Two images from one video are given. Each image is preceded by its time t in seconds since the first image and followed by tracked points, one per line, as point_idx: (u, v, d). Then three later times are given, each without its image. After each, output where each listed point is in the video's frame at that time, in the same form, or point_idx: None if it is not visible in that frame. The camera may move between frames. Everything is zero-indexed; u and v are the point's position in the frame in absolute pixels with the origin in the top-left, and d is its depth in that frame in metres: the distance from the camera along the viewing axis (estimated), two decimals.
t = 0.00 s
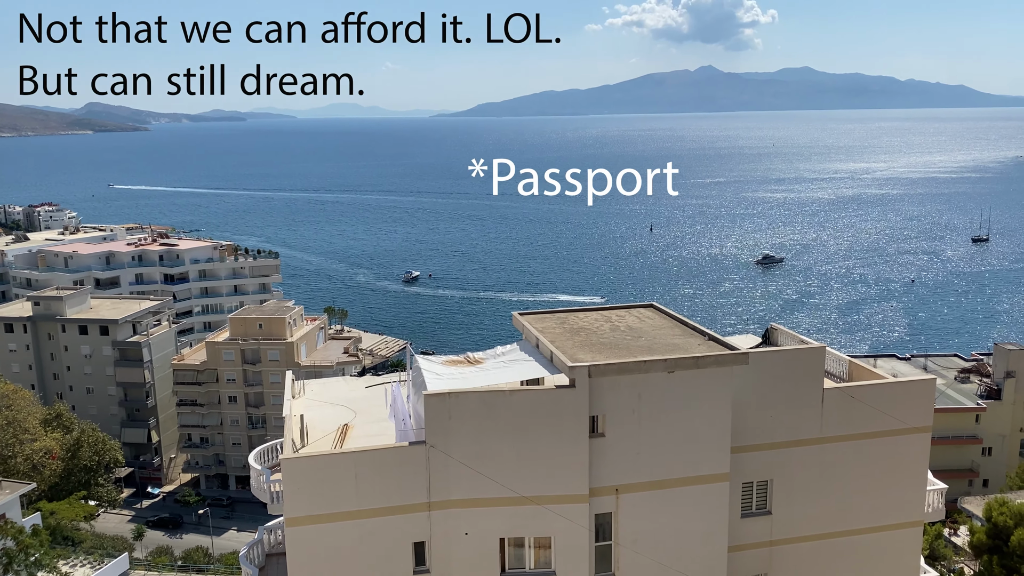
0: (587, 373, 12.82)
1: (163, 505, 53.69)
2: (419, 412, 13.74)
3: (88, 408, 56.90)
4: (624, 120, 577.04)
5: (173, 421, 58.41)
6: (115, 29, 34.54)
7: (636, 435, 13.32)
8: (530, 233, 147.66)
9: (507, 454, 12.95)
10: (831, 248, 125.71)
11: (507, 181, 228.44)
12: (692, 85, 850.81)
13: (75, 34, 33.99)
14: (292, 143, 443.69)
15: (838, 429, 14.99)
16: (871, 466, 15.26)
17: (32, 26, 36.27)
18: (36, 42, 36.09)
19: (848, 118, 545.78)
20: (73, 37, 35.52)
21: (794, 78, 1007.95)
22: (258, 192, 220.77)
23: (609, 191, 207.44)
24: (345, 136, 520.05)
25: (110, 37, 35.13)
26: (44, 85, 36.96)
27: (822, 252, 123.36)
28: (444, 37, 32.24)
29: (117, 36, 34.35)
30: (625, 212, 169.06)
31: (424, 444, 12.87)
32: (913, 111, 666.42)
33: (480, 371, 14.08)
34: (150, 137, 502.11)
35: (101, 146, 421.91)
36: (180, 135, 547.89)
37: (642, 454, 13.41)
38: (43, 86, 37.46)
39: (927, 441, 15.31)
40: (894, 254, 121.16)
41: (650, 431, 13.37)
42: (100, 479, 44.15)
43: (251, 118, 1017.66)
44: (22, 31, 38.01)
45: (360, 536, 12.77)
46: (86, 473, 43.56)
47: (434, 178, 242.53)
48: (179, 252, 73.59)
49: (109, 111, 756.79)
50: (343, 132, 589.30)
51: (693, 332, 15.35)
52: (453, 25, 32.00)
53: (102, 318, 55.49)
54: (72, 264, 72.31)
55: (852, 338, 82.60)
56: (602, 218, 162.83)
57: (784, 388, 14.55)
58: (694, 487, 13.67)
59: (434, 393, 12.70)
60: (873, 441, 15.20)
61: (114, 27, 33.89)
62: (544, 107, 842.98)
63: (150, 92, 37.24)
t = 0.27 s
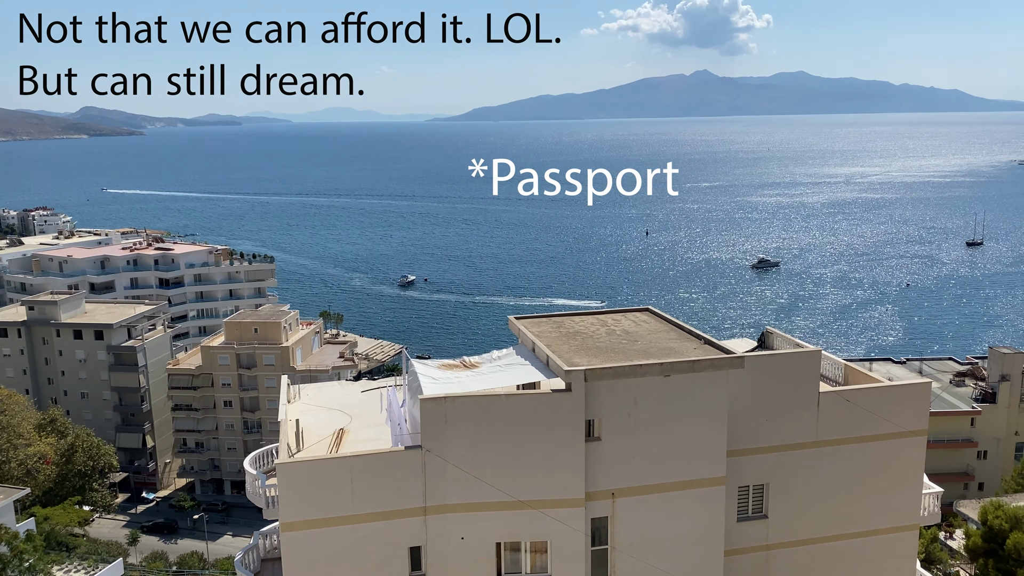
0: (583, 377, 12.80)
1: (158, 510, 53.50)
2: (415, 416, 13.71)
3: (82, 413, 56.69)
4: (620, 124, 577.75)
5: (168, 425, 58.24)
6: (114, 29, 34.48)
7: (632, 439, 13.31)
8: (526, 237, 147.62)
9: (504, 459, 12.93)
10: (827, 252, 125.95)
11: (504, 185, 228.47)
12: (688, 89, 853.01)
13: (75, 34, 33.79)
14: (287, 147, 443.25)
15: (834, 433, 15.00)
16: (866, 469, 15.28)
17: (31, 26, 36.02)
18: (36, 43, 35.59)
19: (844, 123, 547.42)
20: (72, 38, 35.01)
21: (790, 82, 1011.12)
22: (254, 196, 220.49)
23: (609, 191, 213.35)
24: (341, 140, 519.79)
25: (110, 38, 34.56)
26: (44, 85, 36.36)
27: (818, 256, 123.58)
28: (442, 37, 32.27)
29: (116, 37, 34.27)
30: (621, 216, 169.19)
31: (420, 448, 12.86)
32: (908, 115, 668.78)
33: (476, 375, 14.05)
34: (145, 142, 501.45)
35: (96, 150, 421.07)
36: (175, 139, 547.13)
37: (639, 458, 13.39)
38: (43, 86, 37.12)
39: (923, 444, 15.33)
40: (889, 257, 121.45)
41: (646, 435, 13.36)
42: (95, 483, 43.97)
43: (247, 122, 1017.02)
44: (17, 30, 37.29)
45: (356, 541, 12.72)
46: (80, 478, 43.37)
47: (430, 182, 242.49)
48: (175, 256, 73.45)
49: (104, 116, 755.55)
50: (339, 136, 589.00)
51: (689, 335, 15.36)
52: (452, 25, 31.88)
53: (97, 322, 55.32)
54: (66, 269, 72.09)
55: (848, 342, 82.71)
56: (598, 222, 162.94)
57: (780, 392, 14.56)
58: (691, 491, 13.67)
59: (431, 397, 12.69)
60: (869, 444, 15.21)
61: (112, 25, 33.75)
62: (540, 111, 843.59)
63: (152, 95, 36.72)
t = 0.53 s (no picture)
0: (578, 379, 12.80)
1: (153, 512, 53.35)
2: (411, 418, 13.69)
3: (77, 415, 56.52)
4: (616, 126, 578.13)
5: (163, 427, 58.11)
6: (114, 29, 34.43)
7: (627, 440, 13.32)
8: (522, 238, 147.68)
9: (499, 460, 12.91)
10: (822, 254, 126.24)
11: (500, 186, 228.53)
12: (683, 91, 854.37)
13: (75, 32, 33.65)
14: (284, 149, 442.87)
15: (830, 435, 15.01)
16: (861, 470, 15.28)
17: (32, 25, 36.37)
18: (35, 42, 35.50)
19: (839, 125, 548.93)
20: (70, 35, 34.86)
21: (785, 84, 1013.75)
22: (249, 198, 220.24)
23: (609, 191, 216.91)
24: (337, 141, 519.40)
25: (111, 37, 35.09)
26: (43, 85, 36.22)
27: (813, 258, 123.87)
28: (441, 38, 32.33)
29: (115, 36, 34.23)
30: (618, 218, 169.40)
31: (415, 450, 12.83)
32: (902, 118, 670.88)
33: (471, 377, 14.05)
34: (141, 143, 500.45)
35: (92, 151, 420.28)
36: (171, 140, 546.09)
37: (634, 459, 13.39)
38: (43, 86, 37.11)
39: (917, 445, 15.35)
40: (885, 259, 121.80)
41: (642, 435, 13.36)
42: (89, 485, 43.85)
43: (243, 123, 1015.95)
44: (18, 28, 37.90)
45: (351, 544, 12.68)
46: (75, 480, 43.24)
47: (427, 183, 242.54)
48: (170, 258, 73.36)
49: (100, 116, 753.84)
50: (335, 138, 588.66)
51: (684, 337, 15.38)
52: (451, 25, 31.85)
53: (92, 323, 55.18)
54: (61, 270, 71.95)
55: (843, 344, 82.87)
56: (594, 223, 163.11)
57: (775, 393, 14.58)
58: (687, 493, 13.67)
59: (426, 399, 12.68)
60: (864, 445, 15.23)
61: (112, 24, 33.83)
62: (536, 113, 844.12)
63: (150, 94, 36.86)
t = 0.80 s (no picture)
0: (575, 378, 12.82)
1: (150, 511, 53.26)
2: (408, 417, 13.70)
3: (73, 413, 56.43)
4: (613, 126, 578.21)
5: (160, 426, 58.01)
6: (113, 29, 34.53)
7: (625, 439, 13.33)
8: (520, 238, 147.70)
9: (496, 459, 12.93)
10: (819, 254, 126.44)
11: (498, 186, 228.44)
12: (681, 91, 854.96)
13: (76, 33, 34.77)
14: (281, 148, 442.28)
15: (826, 434, 15.05)
16: (858, 470, 15.32)
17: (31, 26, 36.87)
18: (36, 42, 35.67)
19: (836, 125, 549.57)
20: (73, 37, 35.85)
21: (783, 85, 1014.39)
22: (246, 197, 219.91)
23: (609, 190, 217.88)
24: (334, 141, 518.62)
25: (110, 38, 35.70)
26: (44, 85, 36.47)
27: (810, 258, 124.07)
28: (440, 38, 32.38)
29: (114, 37, 34.31)
30: (615, 218, 169.51)
31: (412, 449, 12.84)
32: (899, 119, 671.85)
33: (469, 376, 14.08)
34: (138, 142, 499.69)
35: (88, 150, 419.49)
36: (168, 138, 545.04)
37: (630, 458, 13.40)
38: (43, 86, 37.31)
39: (912, 445, 15.40)
40: (881, 260, 122.01)
41: (639, 434, 13.38)
42: (86, 483, 43.70)
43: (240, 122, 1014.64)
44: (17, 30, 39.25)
45: (347, 542, 12.69)
46: (72, 478, 43.09)
47: (424, 183, 242.51)
48: (167, 256, 73.26)
49: (96, 115, 752.12)
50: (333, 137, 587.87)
51: (681, 337, 15.41)
52: (450, 25, 31.96)
53: (89, 322, 55.12)
54: (58, 268, 71.83)
55: (840, 344, 82.99)
56: (592, 223, 163.19)
57: (771, 393, 14.61)
58: (684, 492, 13.70)
59: (423, 398, 12.68)
60: (860, 445, 15.27)
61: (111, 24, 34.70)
62: (534, 113, 843.88)
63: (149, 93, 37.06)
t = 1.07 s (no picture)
0: (574, 376, 12.80)
1: (147, 507, 53.22)
2: (406, 414, 13.70)
3: (71, 410, 56.35)
4: (612, 124, 577.47)
5: (157, 422, 57.92)
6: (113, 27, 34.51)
7: (623, 436, 13.33)
8: (518, 235, 147.53)
9: (495, 456, 12.93)
10: (818, 253, 126.39)
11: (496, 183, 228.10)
12: (680, 89, 853.61)
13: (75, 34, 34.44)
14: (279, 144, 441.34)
15: (824, 433, 15.06)
16: (856, 468, 15.34)
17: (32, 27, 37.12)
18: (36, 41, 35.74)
19: (835, 123, 549.11)
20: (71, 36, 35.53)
21: (782, 83, 1013.32)
22: (244, 193, 219.44)
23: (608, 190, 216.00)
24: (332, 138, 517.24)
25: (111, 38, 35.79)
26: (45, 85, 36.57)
27: (809, 256, 124.01)
28: (440, 37, 32.37)
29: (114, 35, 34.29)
30: (613, 216, 169.36)
31: (411, 446, 12.84)
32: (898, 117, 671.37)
33: (467, 373, 14.07)
34: (136, 138, 498.41)
35: (85, 146, 418.19)
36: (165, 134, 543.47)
37: (628, 456, 13.41)
38: (44, 85, 37.37)
39: (910, 444, 15.43)
40: (880, 258, 121.99)
41: (638, 431, 13.37)
42: (83, 480, 43.60)
43: (238, 118, 1012.59)
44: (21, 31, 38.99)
45: (345, 539, 12.67)
46: (69, 475, 43.01)
47: (422, 180, 242.10)
48: (165, 253, 73.16)
49: (94, 111, 750.13)
50: (331, 134, 586.47)
51: (680, 334, 15.40)
52: (450, 23, 31.99)
53: (87, 318, 55.03)
54: (57, 265, 71.73)
55: (838, 343, 82.97)
56: (590, 221, 163.01)
57: (769, 391, 14.62)
58: (682, 490, 13.71)
59: (422, 395, 12.67)
60: (859, 443, 15.27)
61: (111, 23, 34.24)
62: (532, 110, 842.56)
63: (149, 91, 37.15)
